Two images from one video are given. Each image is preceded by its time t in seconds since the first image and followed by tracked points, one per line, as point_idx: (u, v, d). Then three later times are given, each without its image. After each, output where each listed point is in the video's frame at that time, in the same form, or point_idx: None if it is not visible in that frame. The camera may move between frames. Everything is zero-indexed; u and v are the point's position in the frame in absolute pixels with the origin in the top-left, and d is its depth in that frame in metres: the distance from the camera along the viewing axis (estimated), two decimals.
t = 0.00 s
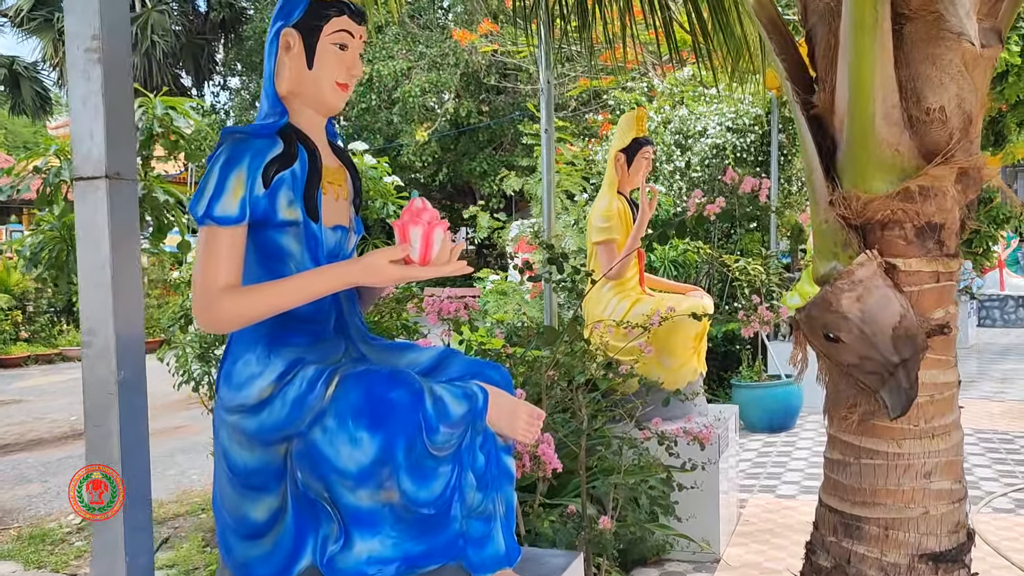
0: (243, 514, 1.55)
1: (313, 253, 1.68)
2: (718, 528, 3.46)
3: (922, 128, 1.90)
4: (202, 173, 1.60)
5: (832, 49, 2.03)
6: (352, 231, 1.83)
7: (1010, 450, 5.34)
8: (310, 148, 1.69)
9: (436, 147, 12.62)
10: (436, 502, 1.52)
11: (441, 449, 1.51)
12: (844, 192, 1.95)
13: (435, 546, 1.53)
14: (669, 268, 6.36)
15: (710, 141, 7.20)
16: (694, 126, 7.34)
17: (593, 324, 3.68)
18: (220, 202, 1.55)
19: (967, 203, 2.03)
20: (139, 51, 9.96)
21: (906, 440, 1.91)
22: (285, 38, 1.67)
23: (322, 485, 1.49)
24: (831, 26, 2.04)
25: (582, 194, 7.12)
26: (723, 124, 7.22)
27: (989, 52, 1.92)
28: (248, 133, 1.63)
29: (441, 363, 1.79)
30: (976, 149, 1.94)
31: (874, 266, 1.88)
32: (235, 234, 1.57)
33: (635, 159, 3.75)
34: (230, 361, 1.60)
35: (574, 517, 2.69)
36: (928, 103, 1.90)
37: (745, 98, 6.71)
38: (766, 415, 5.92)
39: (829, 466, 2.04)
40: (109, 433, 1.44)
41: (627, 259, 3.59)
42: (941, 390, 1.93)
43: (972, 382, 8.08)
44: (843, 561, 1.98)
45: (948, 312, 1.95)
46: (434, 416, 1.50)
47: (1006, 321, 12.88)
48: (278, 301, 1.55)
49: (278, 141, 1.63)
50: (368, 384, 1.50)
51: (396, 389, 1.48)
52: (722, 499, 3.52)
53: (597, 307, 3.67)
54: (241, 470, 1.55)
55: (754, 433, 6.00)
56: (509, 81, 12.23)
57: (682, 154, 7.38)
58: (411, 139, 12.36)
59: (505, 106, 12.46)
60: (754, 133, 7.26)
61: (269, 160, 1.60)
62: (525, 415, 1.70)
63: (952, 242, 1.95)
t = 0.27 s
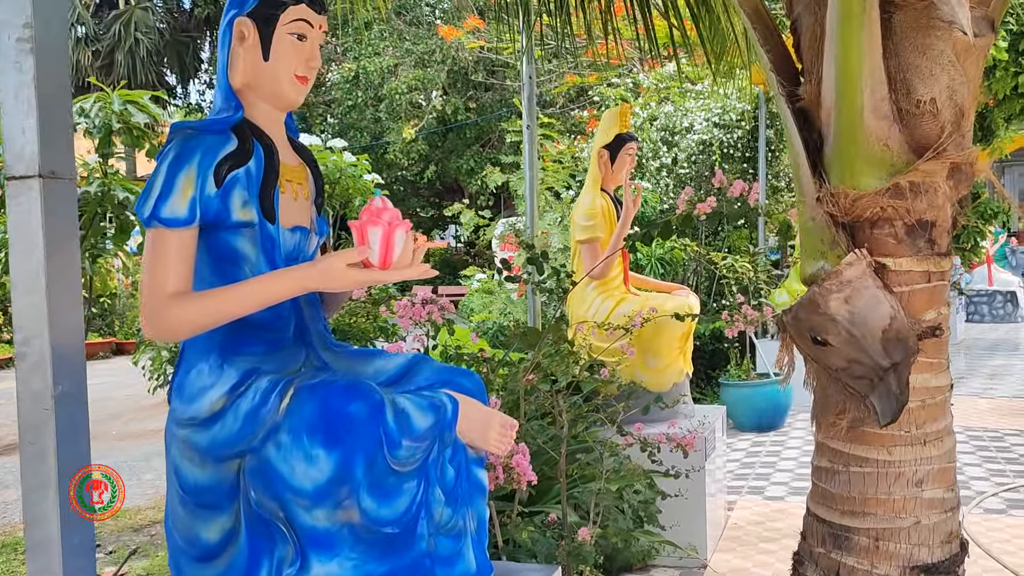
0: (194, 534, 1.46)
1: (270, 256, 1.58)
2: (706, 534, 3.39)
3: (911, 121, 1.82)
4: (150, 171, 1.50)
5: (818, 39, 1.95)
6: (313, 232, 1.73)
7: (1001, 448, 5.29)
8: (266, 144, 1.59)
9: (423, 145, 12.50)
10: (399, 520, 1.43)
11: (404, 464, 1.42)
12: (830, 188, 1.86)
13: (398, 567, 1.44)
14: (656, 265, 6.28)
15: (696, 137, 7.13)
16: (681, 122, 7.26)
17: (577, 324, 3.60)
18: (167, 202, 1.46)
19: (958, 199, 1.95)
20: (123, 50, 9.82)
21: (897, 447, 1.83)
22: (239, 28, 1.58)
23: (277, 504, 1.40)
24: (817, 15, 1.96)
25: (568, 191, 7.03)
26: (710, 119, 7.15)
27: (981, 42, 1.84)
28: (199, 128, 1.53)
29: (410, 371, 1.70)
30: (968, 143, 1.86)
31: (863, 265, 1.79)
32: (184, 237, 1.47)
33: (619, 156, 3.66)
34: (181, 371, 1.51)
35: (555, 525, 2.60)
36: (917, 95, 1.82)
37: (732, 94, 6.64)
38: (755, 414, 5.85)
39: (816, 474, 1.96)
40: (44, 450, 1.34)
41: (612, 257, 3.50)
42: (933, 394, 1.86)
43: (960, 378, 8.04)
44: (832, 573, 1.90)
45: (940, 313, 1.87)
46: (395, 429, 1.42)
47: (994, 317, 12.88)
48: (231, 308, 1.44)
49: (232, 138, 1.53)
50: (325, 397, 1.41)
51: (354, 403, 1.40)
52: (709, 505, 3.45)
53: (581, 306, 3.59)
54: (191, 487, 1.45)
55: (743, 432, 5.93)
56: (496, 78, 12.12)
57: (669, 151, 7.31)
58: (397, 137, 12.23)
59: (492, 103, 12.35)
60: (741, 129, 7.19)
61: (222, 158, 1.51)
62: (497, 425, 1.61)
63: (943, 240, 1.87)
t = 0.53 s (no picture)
0: (143, 544, 1.38)
1: (224, 250, 1.50)
2: (693, 534, 3.32)
3: (899, 106, 1.75)
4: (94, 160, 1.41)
5: (801, 22, 1.87)
6: (273, 225, 1.65)
7: (993, 443, 5.24)
8: (219, 132, 1.50)
9: (414, 141, 12.37)
10: (357, 527, 1.36)
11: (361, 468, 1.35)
12: (815, 177, 1.78)
13: None
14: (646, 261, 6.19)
15: (685, 131, 7.06)
16: (670, 116, 7.18)
17: (562, 319, 3.53)
18: (111, 193, 1.37)
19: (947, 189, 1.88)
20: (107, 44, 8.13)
21: (885, 446, 1.76)
22: (189, 8, 1.49)
23: (227, 512, 1.32)
24: None
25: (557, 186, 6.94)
26: (699, 113, 7.08)
27: (971, 23, 1.77)
28: (146, 115, 1.44)
29: (376, 370, 1.62)
30: (957, 129, 1.79)
31: (849, 258, 1.72)
32: (129, 230, 1.38)
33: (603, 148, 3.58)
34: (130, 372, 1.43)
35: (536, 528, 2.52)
36: (905, 79, 1.75)
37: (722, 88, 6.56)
38: (745, 410, 5.79)
39: (802, 474, 1.89)
40: None
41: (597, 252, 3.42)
42: (921, 391, 1.79)
43: (952, 373, 8.00)
44: None
45: (929, 307, 1.80)
46: (352, 432, 1.35)
47: (986, 311, 12.86)
48: (181, 303, 1.36)
49: (181, 124, 1.45)
50: (278, 399, 1.33)
51: (307, 404, 1.32)
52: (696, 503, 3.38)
53: (566, 301, 3.51)
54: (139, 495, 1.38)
55: (733, 429, 5.87)
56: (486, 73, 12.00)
57: (658, 145, 7.23)
58: (388, 133, 12.09)
59: (483, 98, 12.24)
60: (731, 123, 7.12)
61: (170, 146, 1.42)
62: (466, 426, 1.53)
63: (932, 231, 1.79)
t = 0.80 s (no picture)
0: (65, 546, 1.30)
1: (159, 232, 1.40)
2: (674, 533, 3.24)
3: (879, 85, 1.67)
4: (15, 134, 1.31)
5: None
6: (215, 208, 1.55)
7: (981, 440, 5.17)
8: (154, 106, 1.41)
9: (404, 134, 12.25)
10: (293, 528, 1.28)
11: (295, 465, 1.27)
12: (792, 159, 1.70)
13: None
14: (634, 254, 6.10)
15: (673, 123, 6.97)
16: (660, 108, 7.09)
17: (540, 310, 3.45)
18: (29, 168, 1.27)
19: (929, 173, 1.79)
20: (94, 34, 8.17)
21: (863, 443, 1.68)
22: None
23: (151, 513, 1.24)
24: None
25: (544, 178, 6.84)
26: (688, 105, 6.99)
27: None
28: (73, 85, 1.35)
29: (327, 361, 1.52)
30: (941, 111, 1.71)
31: (826, 245, 1.63)
32: (51, 210, 1.29)
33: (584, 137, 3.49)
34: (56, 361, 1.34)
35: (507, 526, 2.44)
36: (886, 57, 1.67)
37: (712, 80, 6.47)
38: (732, 405, 5.71)
39: (777, 472, 1.80)
40: None
41: (577, 243, 3.33)
42: (902, 385, 1.70)
43: (943, 369, 7.93)
44: None
45: (911, 298, 1.71)
46: (285, 427, 1.27)
47: (978, 307, 12.81)
48: (107, 290, 1.26)
49: (111, 97, 1.36)
50: (206, 391, 1.24)
51: (236, 397, 1.24)
52: (677, 500, 3.30)
53: (546, 293, 3.43)
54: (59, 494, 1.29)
55: (720, 424, 5.79)
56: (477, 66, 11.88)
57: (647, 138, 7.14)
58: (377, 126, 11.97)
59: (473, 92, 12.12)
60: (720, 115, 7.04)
61: (97, 119, 1.33)
62: (419, 421, 1.44)
63: (914, 218, 1.71)
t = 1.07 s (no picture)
0: None
1: (56, 221, 1.28)
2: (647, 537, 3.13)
3: (849, 68, 1.56)
4: None
5: None
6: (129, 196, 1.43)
7: (968, 440, 5.08)
8: (52, 84, 1.28)
9: (392, 126, 12.06)
10: (193, 548, 1.19)
11: (193, 478, 1.18)
12: (756, 146, 1.58)
13: None
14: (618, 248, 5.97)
15: (659, 114, 6.85)
16: (646, 99, 6.95)
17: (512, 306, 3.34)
18: None
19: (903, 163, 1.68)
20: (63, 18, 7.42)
21: (829, 452, 1.57)
22: None
23: (30, 533, 1.13)
24: None
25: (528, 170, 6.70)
26: (673, 95, 6.87)
27: None
28: None
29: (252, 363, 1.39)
30: (915, 97, 1.59)
31: (790, 239, 1.52)
32: None
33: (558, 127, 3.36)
34: None
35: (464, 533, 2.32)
36: (856, 37, 1.56)
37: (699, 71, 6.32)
38: (716, 403, 5.61)
39: (740, 481, 1.69)
40: None
41: (550, 237, 3.22)
42: (872, 390, 1.59)
43: (932, 366, 7.83)
44: None
45: (882, 298, 1.60)
46: (181, 438, 1.17)
47: (969, 303, 12.71)
48: None
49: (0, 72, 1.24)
50: (92, 401, 1.14)
51: (124, 406, 1.15)
52: (650, 503, 3.20)
53: (519, 290, 3.31)
54: None
55: (704, 422, 5.68)
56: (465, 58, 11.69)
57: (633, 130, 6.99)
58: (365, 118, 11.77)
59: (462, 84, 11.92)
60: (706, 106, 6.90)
61: None
62: (346, 428, 1.33)
63: (886, 211, 1.59)
